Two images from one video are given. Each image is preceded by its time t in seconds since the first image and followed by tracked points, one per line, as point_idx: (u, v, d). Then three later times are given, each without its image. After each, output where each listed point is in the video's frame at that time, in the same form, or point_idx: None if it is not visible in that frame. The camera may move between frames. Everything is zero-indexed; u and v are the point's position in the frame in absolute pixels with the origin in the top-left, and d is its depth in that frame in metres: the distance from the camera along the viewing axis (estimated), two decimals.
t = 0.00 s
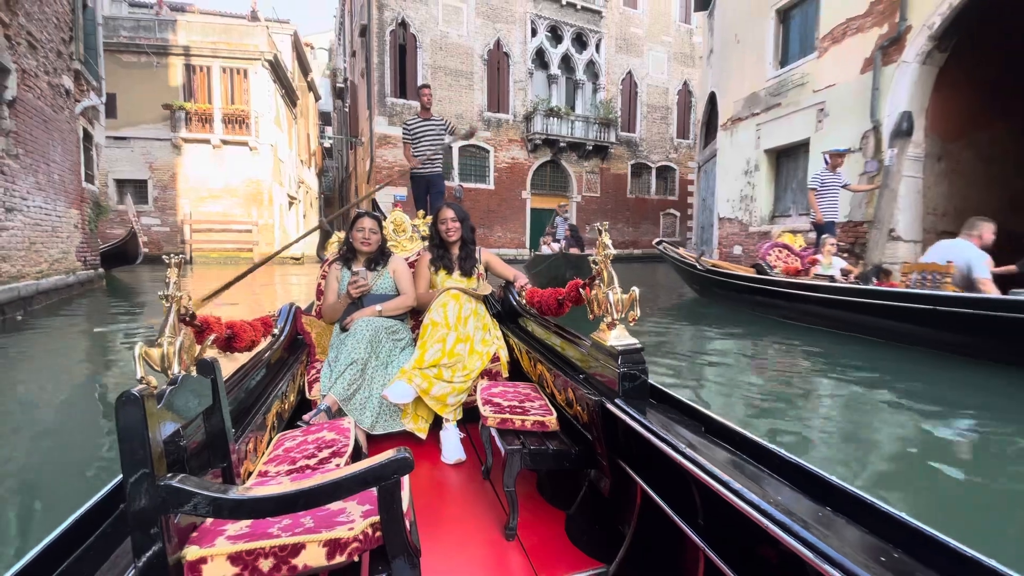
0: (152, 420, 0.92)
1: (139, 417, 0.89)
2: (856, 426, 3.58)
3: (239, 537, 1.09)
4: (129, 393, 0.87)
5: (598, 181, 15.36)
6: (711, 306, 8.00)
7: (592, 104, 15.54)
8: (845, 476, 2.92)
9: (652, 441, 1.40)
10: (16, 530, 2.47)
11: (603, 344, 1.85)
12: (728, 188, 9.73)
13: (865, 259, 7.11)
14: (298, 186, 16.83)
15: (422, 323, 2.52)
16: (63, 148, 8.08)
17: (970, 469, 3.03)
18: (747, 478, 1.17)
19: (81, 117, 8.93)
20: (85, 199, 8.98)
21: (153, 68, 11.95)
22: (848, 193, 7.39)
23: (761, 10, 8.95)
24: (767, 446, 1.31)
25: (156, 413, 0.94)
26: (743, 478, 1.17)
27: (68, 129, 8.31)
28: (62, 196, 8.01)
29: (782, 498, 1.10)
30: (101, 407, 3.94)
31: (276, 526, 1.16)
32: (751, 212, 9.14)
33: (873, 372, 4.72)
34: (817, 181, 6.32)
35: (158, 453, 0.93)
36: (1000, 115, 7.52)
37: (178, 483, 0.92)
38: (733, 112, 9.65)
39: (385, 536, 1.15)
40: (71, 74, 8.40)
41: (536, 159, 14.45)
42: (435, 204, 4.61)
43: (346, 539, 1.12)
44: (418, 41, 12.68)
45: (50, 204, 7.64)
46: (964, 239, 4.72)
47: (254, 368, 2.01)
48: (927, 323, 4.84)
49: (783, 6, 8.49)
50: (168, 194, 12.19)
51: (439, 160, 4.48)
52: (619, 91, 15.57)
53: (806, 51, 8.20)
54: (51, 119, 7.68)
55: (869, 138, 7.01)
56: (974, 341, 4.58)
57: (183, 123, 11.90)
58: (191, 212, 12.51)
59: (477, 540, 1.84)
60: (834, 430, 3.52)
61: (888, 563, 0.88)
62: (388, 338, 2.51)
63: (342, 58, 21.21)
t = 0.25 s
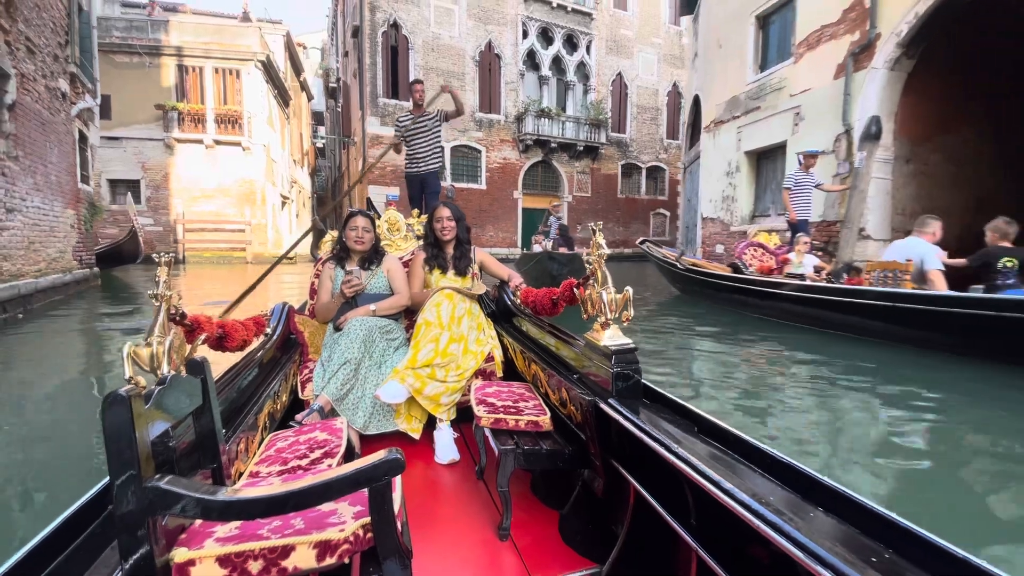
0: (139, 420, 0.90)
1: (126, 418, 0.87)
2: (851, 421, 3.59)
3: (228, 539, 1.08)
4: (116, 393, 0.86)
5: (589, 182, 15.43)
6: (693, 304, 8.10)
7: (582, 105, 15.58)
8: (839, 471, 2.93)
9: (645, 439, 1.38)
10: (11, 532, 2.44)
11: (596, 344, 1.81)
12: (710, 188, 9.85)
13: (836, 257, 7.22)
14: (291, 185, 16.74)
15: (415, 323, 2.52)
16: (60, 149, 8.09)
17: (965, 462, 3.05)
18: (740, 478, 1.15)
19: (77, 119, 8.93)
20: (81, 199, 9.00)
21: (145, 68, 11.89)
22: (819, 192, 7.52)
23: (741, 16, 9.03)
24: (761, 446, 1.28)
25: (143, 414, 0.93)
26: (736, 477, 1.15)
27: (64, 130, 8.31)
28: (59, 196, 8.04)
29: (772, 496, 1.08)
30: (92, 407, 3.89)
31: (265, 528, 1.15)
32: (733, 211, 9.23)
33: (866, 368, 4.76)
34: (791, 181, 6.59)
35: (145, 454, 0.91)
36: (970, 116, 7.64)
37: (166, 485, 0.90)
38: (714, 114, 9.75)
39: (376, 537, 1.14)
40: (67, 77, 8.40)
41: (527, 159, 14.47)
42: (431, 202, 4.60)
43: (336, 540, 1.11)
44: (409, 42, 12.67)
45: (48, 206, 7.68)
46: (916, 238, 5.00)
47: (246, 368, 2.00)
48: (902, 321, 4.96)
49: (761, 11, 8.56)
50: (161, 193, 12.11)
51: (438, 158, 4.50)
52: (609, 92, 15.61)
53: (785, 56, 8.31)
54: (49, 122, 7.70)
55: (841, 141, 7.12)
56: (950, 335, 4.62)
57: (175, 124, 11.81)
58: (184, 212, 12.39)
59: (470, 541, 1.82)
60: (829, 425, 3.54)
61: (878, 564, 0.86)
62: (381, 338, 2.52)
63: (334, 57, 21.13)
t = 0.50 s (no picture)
0: (121, 424, 0.90)
1: (107, 423, 0.87)
2: (846, 419, 3.61)
3: (212, 544, 1.04)
4: (98, 397, 0.86)
5: (579, 182, 15.48)
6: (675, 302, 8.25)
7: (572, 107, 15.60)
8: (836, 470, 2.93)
9: (635, 443, 1.34)
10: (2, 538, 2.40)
11: (589, 345, 1.78)
12: (693, 190, 10.15)
13: (809, 256, 7.57)
14: (283, 185, 16.64)
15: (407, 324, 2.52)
16: (55, 152, 8.02)
17: (961, 457, 3.07)
18: (732, 482, 1.12)
19: (71, 122, 8.83)
20: (76, 201, 8.93)
21: (137, 69, 11.82)
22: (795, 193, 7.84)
23: (721, 21, 9.34)
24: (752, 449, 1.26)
25: (126, 418, 0.92)
26: (726, 482, 1.12)
27: (60, 133, 8.22)
28: (55, 198, 8.00)
29: (765, 502, 1.06)
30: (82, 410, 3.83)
31: (252, 532, 1.10)
32: (713, 212, 9.56)
33: (859, 365, 4.78)
34: (767, 181, 6.72)
35: (126, 459, 0.91)
36: (947, 119, 7.82)
37: (149, 490, 0.89)
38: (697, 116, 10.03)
39: (365, 543, 1.08)
40: (61, 80, 8.30)
41: (518, 160, 14.49)
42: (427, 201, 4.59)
43: (324, 546, 1.06)
44: (401, 43, 12.66)
45: (47, 208, 7.66)
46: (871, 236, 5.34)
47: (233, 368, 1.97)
48: (880, 319, 5.10)
49: (742, 18, 8.86)
50: (153, 194, 12.02)
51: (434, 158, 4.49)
52: (599, 94, 15.64)
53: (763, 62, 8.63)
54: (46, 126, 7.66)
55: (813, 145, 7.47)
56: (920, 333, 4.83)
57: (168, 124, 11.84)
58: (177, 212, 12.28)
59: (460, 544, 1.75)
60: (825, 422, 3.56)
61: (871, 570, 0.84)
62: (373, 338, 2.50)
63: (326, 57, 21.02)
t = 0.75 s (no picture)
0: (102, 427, 0.85)
1: (90, 425, 0.82)
2: (842, 418, 3.62)
3: (197, 549, 1.01)
4: (78, 399, 0.81)
5: (571, 182, 15.52)
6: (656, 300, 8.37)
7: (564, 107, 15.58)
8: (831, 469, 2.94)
9: (628, 442, 1.34)
10: None
11: (582, 345, 1.78)
12: (677, 189, 10.45)
13: (785, 254, 7.65)
14: (275, 183, 16.56)
15: (399, 323, 2.52)
16: (52, 154, 7.94)
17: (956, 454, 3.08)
18: (725, 481, 1.12)
19: (68, 124, 8.75)
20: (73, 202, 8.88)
21: (131, 69, 11.75)
22: (770, 193, 7.95)
23: (703, 28, 9.65)
24: (746, 449, 1.26)
25: (108, 420, 0.87)
26: (720, 482, 1.12)
27: (57, 134, 8.15)
28: (53, 199, 7.95)
29: (758, 501, 1.06)
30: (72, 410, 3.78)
31: (239, 536, 1.08)
32: (696, 211, 9.83)
33: (853, 362, 4.81)
34: (745, 181, 6.82)
35: (108, 463, 0.86)
36: (917, 121, 7.89)
37: (132, 495, 0.85)
38: (683, 118, 10.30)
39: (354, 547, 1.06)
40: (58, 83, 8.21)
41: (511, 159, 14.50)
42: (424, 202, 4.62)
43: (312, 550, 1.03)
44: (394, 44, 12.65)
45: (46, 209, 7.65)
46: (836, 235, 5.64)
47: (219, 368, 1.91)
48: (854, 316, 5.17)
49: (723, 23, 9.09)
50: (147, 194, 11.95)
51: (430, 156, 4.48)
52: (591, 94, 15.66)
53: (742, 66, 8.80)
54: (44, 128, 7.62)
55: (790, 146, 7.57)
56: (893, 329, 4.90)
57: (161, 124, 11.78)
58: (170, 212, 12.21)
59: (452, 545, 1.76)
60: (822, 420, 3.57)
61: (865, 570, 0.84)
62: (364, 338, 2.50)
63: (319, 56, 20.91)
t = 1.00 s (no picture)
0: (86, 430, 0.85)
1: (73, 427, 0.82)
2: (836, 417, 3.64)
3: (187, 552, 1.01)
4: (60, 401, 0.81)
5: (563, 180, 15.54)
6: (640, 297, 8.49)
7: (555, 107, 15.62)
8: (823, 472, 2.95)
9: (621, 437, 1.36)
10: None
11: (575, 341, 1.80)
12: (662, 189, 10.61)
13: (760, 252, 7.76)
14: (269, 182, 16.47)
15: (392, 322, 2.52)
16: (49, 155, 7.88)
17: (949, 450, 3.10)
18: (715, 475, 1.14)
19: (64, 124, 8.67)
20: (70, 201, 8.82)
21: (124, 68, 11.69)
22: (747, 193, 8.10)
23: (686, 32, 9.78)
24: (736, 442, 1.27)
25: (92, 421, 0.87)
26: (711, 476, 1.13)
27: (54, 135, 8.09)
28: (50, 199, 7.91)
29: (748, 494, 1.07)
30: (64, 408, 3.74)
31: (229, 538, 1.08)
32: (681, 210, 9.99)
33: (846, 358, 4.84)
34: (724, 181, 7.01)
35: (93, 465, 0.86)
36: (890, 122, 8.12)
37: (117, 497, 0.84)
38: (667, 119, 10.41)
39: (346, 546, 1.06)
40: (53, 84, 8.13)
41: (503, 158, 14.52)
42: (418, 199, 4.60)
43: (303, 550, 1.03)
44: (387, 44, 12.63)
45: (43, 208, 7.62)
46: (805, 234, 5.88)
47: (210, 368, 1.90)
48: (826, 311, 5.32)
49: (705, 27, 9.23)
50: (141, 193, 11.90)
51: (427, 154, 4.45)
52: (582, 94, 15.67)
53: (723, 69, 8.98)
54: (42, 129, 7.58)
55: (767, 147, 7.75)
56: (867, 323, 5.01)
57: (155, 123, 11.66)
58: (164, 211, 12.13)
59: (448, 543, 1.76)
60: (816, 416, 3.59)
61: (854, 561, 0.85)
62: (357, 336, 2.49)
63: (312, 54, 20.82)
